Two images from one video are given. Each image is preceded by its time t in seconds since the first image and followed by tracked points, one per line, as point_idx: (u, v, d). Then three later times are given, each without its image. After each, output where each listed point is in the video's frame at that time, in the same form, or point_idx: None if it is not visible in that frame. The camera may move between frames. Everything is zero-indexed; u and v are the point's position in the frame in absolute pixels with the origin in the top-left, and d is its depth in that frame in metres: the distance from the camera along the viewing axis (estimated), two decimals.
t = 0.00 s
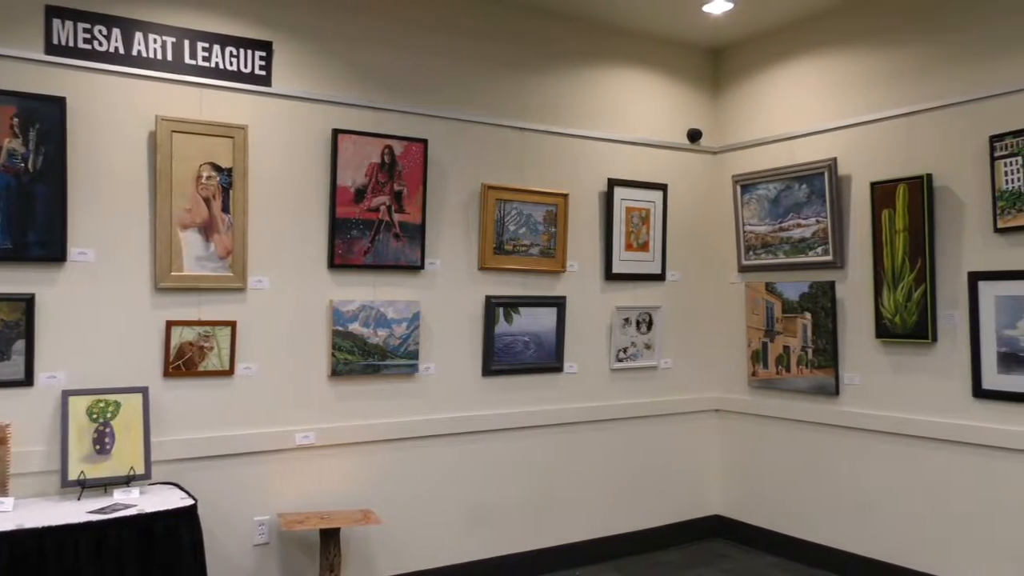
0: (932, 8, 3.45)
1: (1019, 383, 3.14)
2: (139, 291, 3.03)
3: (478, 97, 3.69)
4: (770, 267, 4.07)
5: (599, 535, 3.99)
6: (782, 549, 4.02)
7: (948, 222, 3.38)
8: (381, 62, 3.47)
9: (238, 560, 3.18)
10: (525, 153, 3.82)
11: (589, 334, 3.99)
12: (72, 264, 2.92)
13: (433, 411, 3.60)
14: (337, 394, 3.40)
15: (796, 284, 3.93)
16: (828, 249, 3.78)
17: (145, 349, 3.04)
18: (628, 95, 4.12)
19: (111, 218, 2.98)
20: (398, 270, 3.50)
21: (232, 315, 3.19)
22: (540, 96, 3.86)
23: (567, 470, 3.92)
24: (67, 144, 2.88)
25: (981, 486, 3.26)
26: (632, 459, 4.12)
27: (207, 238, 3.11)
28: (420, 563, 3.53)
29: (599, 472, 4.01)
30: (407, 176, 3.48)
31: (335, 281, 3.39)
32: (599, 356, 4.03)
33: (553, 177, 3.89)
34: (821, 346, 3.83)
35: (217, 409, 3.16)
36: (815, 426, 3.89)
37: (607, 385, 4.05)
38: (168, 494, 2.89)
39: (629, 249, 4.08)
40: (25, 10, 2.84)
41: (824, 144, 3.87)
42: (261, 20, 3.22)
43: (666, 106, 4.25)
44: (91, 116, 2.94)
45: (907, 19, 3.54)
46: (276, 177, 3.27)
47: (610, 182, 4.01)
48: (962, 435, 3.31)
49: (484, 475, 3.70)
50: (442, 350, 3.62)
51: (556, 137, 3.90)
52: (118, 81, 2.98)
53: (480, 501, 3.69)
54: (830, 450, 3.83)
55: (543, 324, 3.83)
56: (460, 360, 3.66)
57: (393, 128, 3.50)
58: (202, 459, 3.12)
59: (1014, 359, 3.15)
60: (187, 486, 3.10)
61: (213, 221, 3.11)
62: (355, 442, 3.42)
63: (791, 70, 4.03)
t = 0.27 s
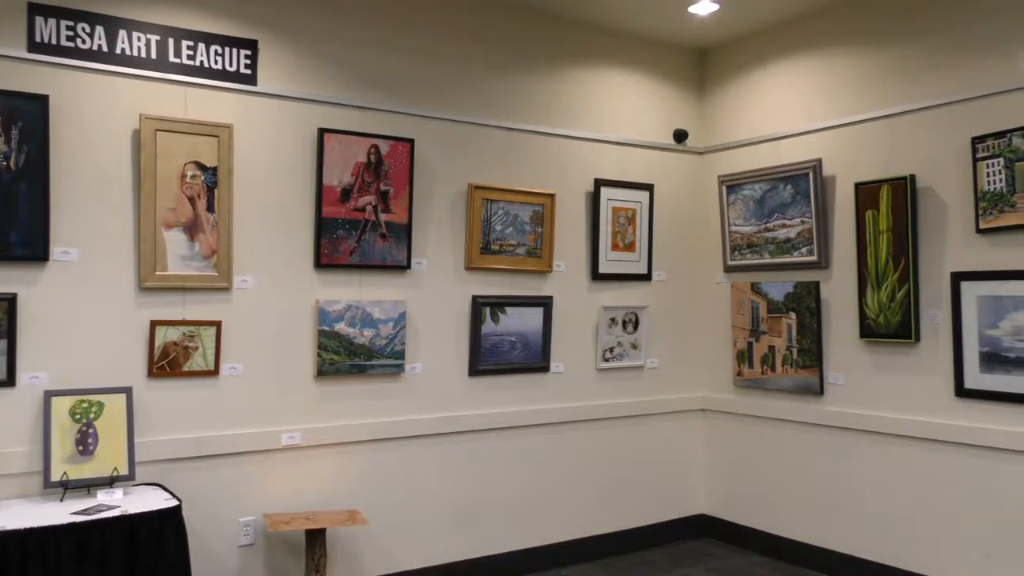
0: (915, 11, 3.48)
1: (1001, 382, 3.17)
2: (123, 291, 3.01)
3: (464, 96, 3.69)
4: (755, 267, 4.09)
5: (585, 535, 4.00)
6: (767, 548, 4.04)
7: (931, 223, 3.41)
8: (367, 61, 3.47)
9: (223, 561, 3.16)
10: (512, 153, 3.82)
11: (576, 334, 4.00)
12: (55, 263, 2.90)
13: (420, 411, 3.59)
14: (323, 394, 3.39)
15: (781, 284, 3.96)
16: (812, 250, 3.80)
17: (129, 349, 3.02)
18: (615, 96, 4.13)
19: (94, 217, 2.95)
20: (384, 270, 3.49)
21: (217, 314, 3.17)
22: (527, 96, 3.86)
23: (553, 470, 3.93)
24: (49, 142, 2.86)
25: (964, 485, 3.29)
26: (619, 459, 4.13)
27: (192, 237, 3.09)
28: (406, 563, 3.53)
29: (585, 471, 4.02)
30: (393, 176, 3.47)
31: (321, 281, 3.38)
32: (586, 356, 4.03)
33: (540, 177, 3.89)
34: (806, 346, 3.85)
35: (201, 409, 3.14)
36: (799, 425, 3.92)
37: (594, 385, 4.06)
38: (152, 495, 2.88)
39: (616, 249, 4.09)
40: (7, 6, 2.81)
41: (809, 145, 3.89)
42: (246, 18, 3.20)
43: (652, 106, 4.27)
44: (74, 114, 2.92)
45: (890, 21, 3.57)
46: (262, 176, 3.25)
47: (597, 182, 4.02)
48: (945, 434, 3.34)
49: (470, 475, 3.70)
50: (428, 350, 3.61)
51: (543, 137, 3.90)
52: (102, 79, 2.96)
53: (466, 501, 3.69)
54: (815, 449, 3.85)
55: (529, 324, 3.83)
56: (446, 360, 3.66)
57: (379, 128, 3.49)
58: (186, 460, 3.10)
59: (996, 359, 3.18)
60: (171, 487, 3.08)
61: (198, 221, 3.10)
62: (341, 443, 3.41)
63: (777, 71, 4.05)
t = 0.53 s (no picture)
0: (899, 13, 3.50)
1: (983, 382, 3.19)
2: (107, 291, 2.99)
3: (451, 96, 3.69)
4: (741, 267, 4.11)
5: (572, 534, 4.01)
6: (753, 547, 4.06)
7: (915, 224, 3.43)
8: (353, 61, 3.46)
9: (208, 562, 3.14)
10: (499, 153, 3.82)
11: (563, 334, 4.00)
12: (38, 263, 2.87)
13: (407, 411, 3.58)
14: (309, 394, 3.37)
15: (767, 284, 3.98)
16: (798, 250, 3.82)
17: (113, 349, 3.00)
18: (601, 96, 4.14)
19: (78, 217, 2.93)
20: (371, 270, 3.48)
21: (202, 314, 3.15)
22: (514, 96, 3.86)
23: (541, 470, 3.93)
24: (32, 141, 2.84)
25: (947, 483, 3.32)
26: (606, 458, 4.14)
27: (177, 237, 3.07)
28: (393, 564, 3.52)
29: (573, 471, 4.03)
30: (380, 175, 3.47)
31: (307, 281, 3.37)
32: (573, 356, 4.04)
33: (527, 177, 3.90)
34: (791, 346, 3.87)
35: (186, 410, 3.12)
36: (785, 425, 3.94)
37: (581, 384, 4.06)
38: (137, 496, 2.86)
39: (603, 249, 4.10)
40: None
41: (794, 145, 3.91)
42: (232, 17, 3.19)
43: (639, 107, 4.28)
44: (57, 113, 2.89)
45: (875, 23, 3.59)
46: (247, 175, 3.24)
47: (584, 183, 4.03)
48: (928, 433, 3.37)
49: (457, 475, 3.70)
50: (415, 350, 3.61)
51: (529, 137, 3.90)
52: (85, 78, 2.94)
53: (453, 501, 3.69)
54: (800, 448, 3.87)
55: (516, 324, 3.83)
56: (433, 360, 3.65)
57: (366, 127, 3.48)
58: (171, 461, 3.08)
59: (978, 358, 3.21)
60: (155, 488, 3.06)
61: (183, 220, 3.08)
62: (327, 443, 3.40)
63: (762, 72, 4.07)
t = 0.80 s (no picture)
0: (884, 15, 3.53)
1: (966, 381, 3.22)
2: (91, 291, 2.96)
3: (438, 96, 3.69)
4: (727, 268, 4.13)
5: (559, 534, 4.01)
6: (739, 546, 4.08)
7: (899, 225, 3.46)
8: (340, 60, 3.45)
9: (192, 564, 3.12)
10: (486, 153, 3.82)
11: (550, 334, 4.01)
12: (21, 262, 2.85)
13: (393, 411, 3.58)
14: (295, 395, 3.36)
15: (753, 284, 4.00)
16: (783, 250, 3.84)
17: (96, 350, 2.98)
18: (589, 96, 4.15)
19: (61, 216, 2.90)
20: (357, 269, 3.47)
21: (187, 314, 3.13)
22: (501, 96, 3.86)
23: (528, 469, 3.93)
24: (14, 139, 2.81)
25: (931, 482, 3.34)
26: (592, 458, 4.15)
27: (162, 236, 3.06)
28: (379, 565, 3.51)
29: (559, 470, 4.03)
30: (367, 175, 3.46)
31: (294, 280, 3.36)
32: (560, 355, 4.04)
33: (514, 177, 3.90)
34: (777, 346, 3.89)
35: (170, 411, 3.10)
36: (770, 424, 3.96)
37: (568, 384, 4.07)
38: (122, 497, 2.84)
39: (590, 249, 4.11)
40: None
41: (780, 146, 3.94)
42: (217, 15, 3.17)
43: (626, 107, 4.29)
44: (39, 111, 2.87)
45: (860, 26, 3.62)
46: (233, 174, 3.22)
47: (571, 183, 4.03)
48: (911, 432, 3.39)
49: (444, 475, 3.70)
50: (401, 350, 3.60)
51: (516, 137, 3.91)
52: (69, 76, 2.92)
53: (440, 501, 3.68)
54: (785, 447, 3.89)
55: (503, 324, 3.84)
56: (420, 360, 3.65)
57: (352, 126, 3.47)
58: (155, 462, 3.06)
59: (961, 358, 3.24)
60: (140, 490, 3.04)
61: (168, 219, 3.06)
62: (313, 444, 3.38)
63: (748, 73, 4.09)
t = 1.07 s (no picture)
0: (869, 17, 3.55)
1: (950, 381, 3.25)
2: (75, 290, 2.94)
3: (426, 96, 3.68)
4: (714, 268, 4.14)
5: (546, 533, 4.02)
6: (726, 545, 4.10)
7: (883, 225, 3.48)
8: (327, 59, 3.44)
9: (178, 565, 3.11)
10: (473, 153, 3.82)
11: (537, 334, 4.01)
12: (4, 262, 2.82)
13: (381, 411, 3.57)
14: (281, 395, 3.35)
15: (739, 284, 4.02)
16: (769, 250, 3.86)
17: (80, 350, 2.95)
18: (576, 96, 4.16)
19: (45, 215, 2.88)
20: (344, 269, 3.46)
21: (172, 314, 3.12)
22: (488, 95, 3.86)
23: (515, 469, 3.94)
24: None
25: (915, 481, 3.37)
26: (580, 458, 4.15)
27: (147, 235, 3.04)
28: (366, 565, 3.50)
29: (547, 470, 4.04)
30: (354, 174, 3.45)
31: (280, 280, 3.34)
32: (547, 355, 4.05)
33: (501, 177, 3.90)
34: (763, 345, 3.91)
35: (156, 411, 3.08)
36: (757, 423, 3.98)
37: (555, 384, 4.08)
38: (107, 498, 2.82)
39: (577, 249, 4.11)
40: None
41: (766, 147, 3.96)
42: (203, 13, 3.15)
43: (613, 107, 4.30)
44: (22, 109, 2.84)
45: (845, 28, 3.64)
46: (219, 173, 3.20)
47: (558, 183, 4.03)
48: (896, 431, 3.42)
49: (432, 475, 3.69)
50: (389, 350, 3.59)
51: (504, 137, 3.91)
52: (53, 74, 2.89)
53: (428, 501, 3.68)
54: (771, 447, 3.91)
55: (491, 324, 3.84)
56: (407, 360, 3.64)
57: (339, 126, 3.46)
58: (140, 462, 3.04)
59: (945, 358, 3.26)
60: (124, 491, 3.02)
61: (153, 219, 3.04)
62: (299, 444, 3.37)
63: (734, 74, 4.11)
